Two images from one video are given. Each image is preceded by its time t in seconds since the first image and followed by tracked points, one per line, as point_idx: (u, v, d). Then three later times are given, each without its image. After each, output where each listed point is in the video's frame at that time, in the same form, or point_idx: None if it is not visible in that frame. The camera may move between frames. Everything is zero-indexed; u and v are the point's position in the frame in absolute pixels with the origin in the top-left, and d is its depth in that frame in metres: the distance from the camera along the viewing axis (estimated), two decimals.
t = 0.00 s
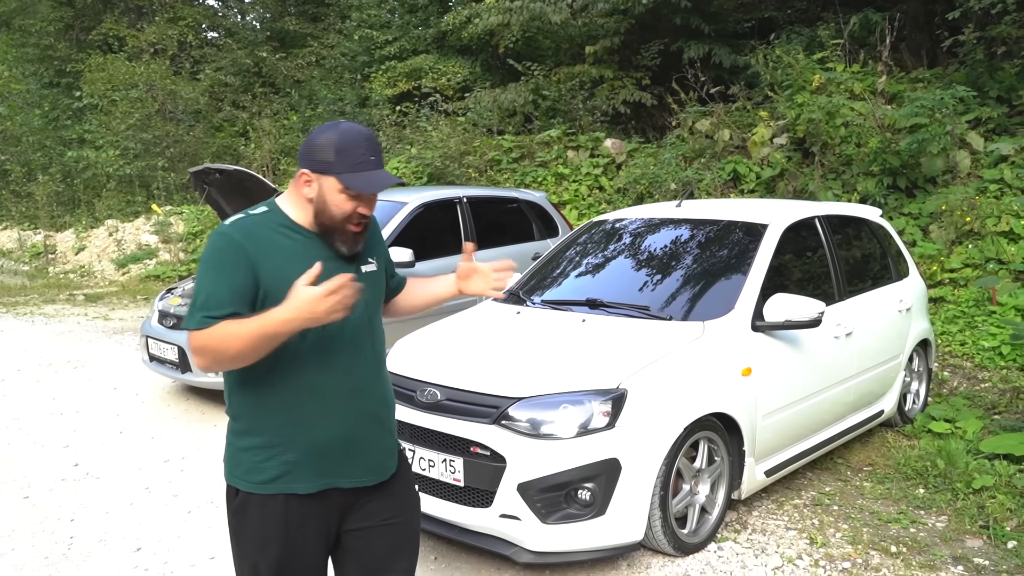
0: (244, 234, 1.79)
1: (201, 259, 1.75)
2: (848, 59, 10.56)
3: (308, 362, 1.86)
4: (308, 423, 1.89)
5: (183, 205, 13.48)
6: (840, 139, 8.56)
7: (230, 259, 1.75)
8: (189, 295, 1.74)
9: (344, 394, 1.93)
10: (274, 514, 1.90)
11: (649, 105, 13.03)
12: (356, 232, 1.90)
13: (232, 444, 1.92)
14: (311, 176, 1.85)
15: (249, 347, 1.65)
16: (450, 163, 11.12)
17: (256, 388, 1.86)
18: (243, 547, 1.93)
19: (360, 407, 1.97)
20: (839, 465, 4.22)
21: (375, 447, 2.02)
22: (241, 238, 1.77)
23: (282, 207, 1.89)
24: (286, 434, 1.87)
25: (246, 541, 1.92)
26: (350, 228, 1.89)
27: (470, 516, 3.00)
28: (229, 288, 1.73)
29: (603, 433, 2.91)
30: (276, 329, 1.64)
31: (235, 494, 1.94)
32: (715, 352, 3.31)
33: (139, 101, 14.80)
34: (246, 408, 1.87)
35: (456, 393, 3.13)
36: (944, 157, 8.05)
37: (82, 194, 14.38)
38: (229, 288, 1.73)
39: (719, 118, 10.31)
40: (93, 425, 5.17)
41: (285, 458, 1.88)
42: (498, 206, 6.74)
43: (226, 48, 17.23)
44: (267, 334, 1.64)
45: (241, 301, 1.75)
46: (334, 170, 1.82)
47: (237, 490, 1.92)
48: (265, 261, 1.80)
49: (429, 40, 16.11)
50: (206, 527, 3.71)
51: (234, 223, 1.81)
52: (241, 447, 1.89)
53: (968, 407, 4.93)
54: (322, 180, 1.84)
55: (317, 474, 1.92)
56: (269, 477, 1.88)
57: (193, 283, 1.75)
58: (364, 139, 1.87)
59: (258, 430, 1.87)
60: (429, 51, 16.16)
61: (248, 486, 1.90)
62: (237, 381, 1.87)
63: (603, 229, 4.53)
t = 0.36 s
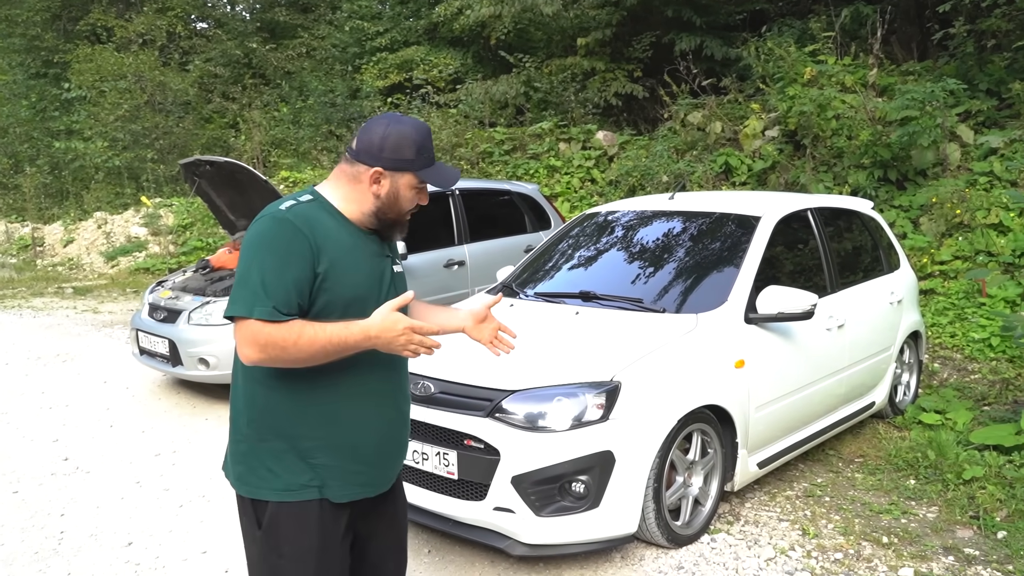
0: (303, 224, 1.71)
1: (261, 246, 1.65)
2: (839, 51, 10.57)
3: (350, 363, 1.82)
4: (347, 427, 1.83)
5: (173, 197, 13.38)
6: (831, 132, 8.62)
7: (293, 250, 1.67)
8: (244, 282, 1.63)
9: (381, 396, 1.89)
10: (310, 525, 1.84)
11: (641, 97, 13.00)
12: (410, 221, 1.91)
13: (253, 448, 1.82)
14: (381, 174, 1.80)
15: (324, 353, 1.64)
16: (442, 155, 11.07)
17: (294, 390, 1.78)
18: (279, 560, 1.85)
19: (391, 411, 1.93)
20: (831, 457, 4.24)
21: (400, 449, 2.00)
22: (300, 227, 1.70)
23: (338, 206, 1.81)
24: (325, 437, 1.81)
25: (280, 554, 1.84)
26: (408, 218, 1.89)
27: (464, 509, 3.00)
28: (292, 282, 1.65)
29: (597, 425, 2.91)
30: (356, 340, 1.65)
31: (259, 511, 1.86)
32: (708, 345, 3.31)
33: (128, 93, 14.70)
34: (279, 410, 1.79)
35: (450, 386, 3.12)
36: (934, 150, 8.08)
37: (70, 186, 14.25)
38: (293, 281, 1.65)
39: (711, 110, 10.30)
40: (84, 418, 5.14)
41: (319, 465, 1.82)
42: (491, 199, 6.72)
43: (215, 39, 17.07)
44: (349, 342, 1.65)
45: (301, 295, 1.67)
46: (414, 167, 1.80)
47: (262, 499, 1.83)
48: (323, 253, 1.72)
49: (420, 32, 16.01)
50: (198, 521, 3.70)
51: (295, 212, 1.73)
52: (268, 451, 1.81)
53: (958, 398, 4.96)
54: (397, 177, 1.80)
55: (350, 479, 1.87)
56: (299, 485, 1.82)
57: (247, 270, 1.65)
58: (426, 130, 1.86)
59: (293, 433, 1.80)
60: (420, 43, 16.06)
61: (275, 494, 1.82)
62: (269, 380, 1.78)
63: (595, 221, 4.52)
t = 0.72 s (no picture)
0: (289, 235, 1.64)
1: (246, 265, 1.58)
2: (822, 51, 10.63)
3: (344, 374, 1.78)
4: (348, 439, 1.79)
5: (157, 198, 13.25)
6: (815, 131, 8.68)
7: (285, 265, 1.60)
8: (238, 306, 1.55)
9: (374, 406, 1.87)
10: (308, 545, 1.78)
11: (626, 97, 13.01)
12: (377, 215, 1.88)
13: (249, 478, 1.72)
14: (350, 171, 1.74)
15: (328, 367, 1.61)
16: (427, 155, 11.01)
17: (293, 409, 1.71)
18: None
19: (381, 418, 1.90)
20: (817, 455, 4.26)
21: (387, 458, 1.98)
22: (286, 239, 1.63)
23: (305, 210, 1.75)
24: (325, 455, 1.76)
25: None
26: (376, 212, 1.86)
27: (451, 510, 2.98)
28: (287, 299, 1.59)
29: (584, 426, 2.90)
30: (357, 347, 1.63)
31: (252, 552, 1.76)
32: (694, 344, 3.31)
33: (110, 93, 14.59)
34: (278, 434, 1.70)
35: (436, 387, 3.10)
36: (917, 149, 8.13)
37: (52, 187, 14.08)
38: (288, 298, 1.59)
39: (696, 110, 10.32)
40: (66, 422, 5.07)
41: (321, 483, 1.76)
42: (477, 199, 6.70)
43: (199, 39, 16.93)
44: (351, 350, 1.62)
45: (296, 313, 1.61)
46: (382, 161, 1.76)
47: (260, 530, 1.74)
48: (312, 264, 1.66)
49: (405, 32, 15.94)
50: (182, 525, 3.65)
51: (276, 223, 1.65)
52: (267, 478, 1.72)
53: (942, 395, 5.00)
54: (365, 173, 1.75)
55: (349, 493, 1.83)
56: (302, 507, 1.75)
57: (238, 292, 1.57)
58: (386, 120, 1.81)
59: (294, 454, 1.72)
60: (405, 43, 15.98)
61: (276, 521, 1.73)
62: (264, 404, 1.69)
63: (581, 221, 4.51)
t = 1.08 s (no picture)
0: (227, 251, 1.55)
1: (185, 291, 1.49)
2: (816, 50, 10.65)
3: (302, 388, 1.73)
4: (311, 454, 1.76)
5: (151, 194, 13.21)
6: (810, 130, 8.71)
7: (229, 285, 1.52)
8: (182, 338, 1.47)
9: (332, 416, 1.84)
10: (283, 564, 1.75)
11: (621, 95, 13.01)
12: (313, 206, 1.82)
13: (213, 508, 1.64)
14: (282, 161, 1.67)
15: (286, 391, 1.54)
16: (422, 152, 10.99)
17: (254, 431, 1.65)
18: None
19: (339, 429, 1.87)
20: (809, 452, 4.27)
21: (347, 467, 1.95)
22: (226, 257, 1.54)
23: (235, 209, 1.67)
24: (291, 473, 1.72)
25: None
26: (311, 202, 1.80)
27: (445, 507, 2.98)
28: (235, 321, 1.51)
29: (577, 423, 2.90)
30: (315, 366, 1.56)
31: None
32: (688, 341, 3.32)
33: (104, 89, 14.60)
34: (242, 457, 1.64)
35: (429, 384, 3.09)
36: (911, 147, 8.13)
37: (46, 183, 13.99)
38: (236, 320, 1.51)
39: (690, 108, 10.32)
40: (59, 419, 5.05)
41: (289, 503, 1.72)
42: (471, 196, 6.69)
43: (193, 35, 16.84)
44: (309, 370, 1.56)
45: (246, 335, 1.54)
46: (315, 147, 1.70)
47: (232, 558, 1.67)
48: (257, 281, 1.58)
49: (400, 29, 15.90)
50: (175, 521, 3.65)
51: (210, 238, 1.55)
52: (232, 506, 1.65)
53: (934, 394, 5.02)
54: (299, 162, 1.69)
55: (316, 509, 1.80)
56: (273, 529, 1.70)
57: (182, 322, 1.48)
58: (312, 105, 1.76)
59: (260, 476, 1.67)
60: (400, 40, 15.94)
61: (248, 547, 1.67)
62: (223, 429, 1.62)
63: (576, 218, 4.51)
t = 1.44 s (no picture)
0: (194, 246, 1.55)
1: (158, 292, 1.48)
2: (812, 47, 10.66)
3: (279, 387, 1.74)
4: (291, 451, 1.77)
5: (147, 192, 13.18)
6: (805, 127, 8.71)
7: (199, 282, 1.52)
8: (156, 341, 1.46)
9: (309, 412, 1.85)
10: (265, 565, 1.75)
11: (617, 92, 13.00)
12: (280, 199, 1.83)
13: (193, 511, 1.64)
14: (247, 154, 1.66)
15: (265, 377, 1.54)
16: (418, 150, 10.98)
17: (232, 432, 1.65)
18: None
19: (317, 427, 1.89)
20: (803, 449, 4.28)
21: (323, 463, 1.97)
22: (197, 256, 1.54)
23: (201, 202, 1.68)
24: (271, 472, 1.73)
25: None
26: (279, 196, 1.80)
27: (438, 504, 2.98)
28: (208, 317, 1.51)
29: (571, 419, 2.90)
30: (290, 350, 1.56)
31: None
32: (682, 338, 3.32)
33: (99, 86, 14.56)
34: (223, 458, 1.65)
35: (423, 381, 3.09)
36: (905, 145, 8.15)
37: (41, 180, 13.93)
38: (209, 316, 1.51)
39: (686, 105, 10.32)
40: (54, 416, 5.03)
41: (270, 501, 1.73)
42: (467, 193, 6.68)
43: (188, 32, 16.75)
44: (285, 356, 1.56)
45: (221, 331, 1.55)
46: (282, 140, 1.70)
47: (213, 562, 1.67)
48: (228, 278, 1.59)
49: (396, 26, 15.86)
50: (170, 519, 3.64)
51: (176, 237, 1.55)
52: (213, 507, 1.65)
53: (928, 390, 5.03)
54: (265, 154, 1.69)
55: (296, 506, 1.81)
56: (255, 530, 1.71)
57: (156, 322, 1.47)
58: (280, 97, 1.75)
59: (239, 475, 1.67)
60: (396, 37, 15.91)
61: (230, 548, 1.67)
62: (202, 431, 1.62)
63: (571, 215, 4.51)
